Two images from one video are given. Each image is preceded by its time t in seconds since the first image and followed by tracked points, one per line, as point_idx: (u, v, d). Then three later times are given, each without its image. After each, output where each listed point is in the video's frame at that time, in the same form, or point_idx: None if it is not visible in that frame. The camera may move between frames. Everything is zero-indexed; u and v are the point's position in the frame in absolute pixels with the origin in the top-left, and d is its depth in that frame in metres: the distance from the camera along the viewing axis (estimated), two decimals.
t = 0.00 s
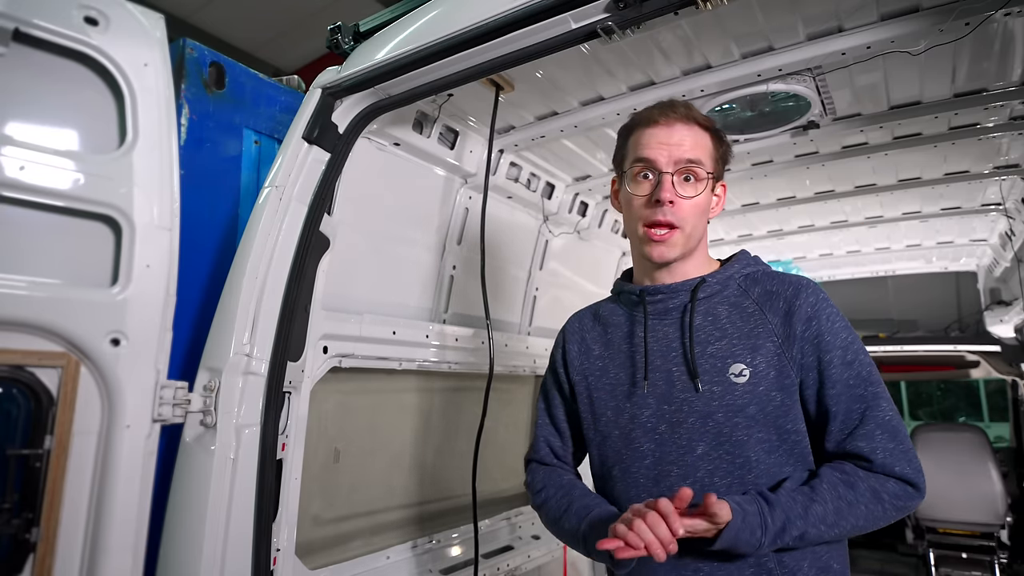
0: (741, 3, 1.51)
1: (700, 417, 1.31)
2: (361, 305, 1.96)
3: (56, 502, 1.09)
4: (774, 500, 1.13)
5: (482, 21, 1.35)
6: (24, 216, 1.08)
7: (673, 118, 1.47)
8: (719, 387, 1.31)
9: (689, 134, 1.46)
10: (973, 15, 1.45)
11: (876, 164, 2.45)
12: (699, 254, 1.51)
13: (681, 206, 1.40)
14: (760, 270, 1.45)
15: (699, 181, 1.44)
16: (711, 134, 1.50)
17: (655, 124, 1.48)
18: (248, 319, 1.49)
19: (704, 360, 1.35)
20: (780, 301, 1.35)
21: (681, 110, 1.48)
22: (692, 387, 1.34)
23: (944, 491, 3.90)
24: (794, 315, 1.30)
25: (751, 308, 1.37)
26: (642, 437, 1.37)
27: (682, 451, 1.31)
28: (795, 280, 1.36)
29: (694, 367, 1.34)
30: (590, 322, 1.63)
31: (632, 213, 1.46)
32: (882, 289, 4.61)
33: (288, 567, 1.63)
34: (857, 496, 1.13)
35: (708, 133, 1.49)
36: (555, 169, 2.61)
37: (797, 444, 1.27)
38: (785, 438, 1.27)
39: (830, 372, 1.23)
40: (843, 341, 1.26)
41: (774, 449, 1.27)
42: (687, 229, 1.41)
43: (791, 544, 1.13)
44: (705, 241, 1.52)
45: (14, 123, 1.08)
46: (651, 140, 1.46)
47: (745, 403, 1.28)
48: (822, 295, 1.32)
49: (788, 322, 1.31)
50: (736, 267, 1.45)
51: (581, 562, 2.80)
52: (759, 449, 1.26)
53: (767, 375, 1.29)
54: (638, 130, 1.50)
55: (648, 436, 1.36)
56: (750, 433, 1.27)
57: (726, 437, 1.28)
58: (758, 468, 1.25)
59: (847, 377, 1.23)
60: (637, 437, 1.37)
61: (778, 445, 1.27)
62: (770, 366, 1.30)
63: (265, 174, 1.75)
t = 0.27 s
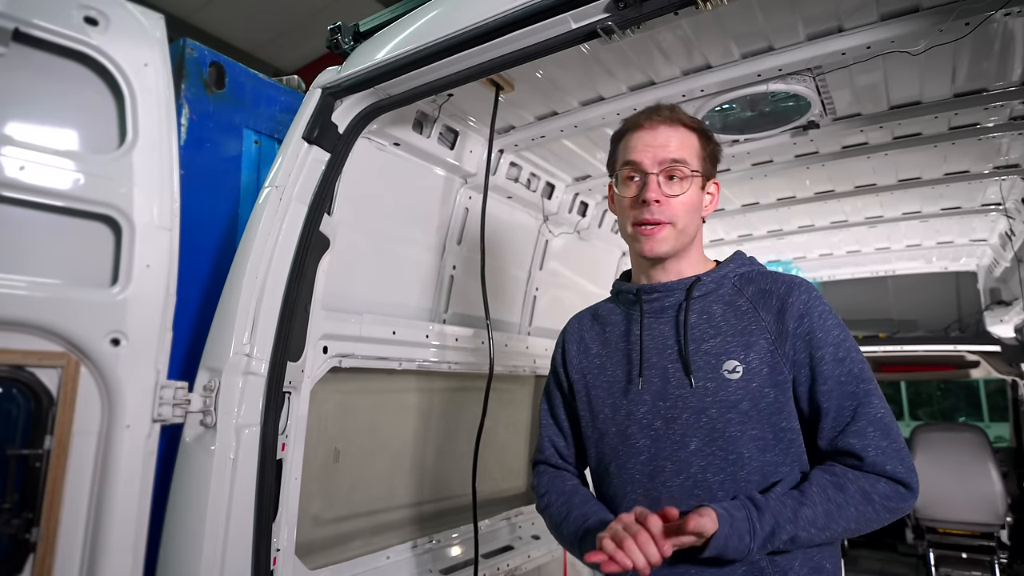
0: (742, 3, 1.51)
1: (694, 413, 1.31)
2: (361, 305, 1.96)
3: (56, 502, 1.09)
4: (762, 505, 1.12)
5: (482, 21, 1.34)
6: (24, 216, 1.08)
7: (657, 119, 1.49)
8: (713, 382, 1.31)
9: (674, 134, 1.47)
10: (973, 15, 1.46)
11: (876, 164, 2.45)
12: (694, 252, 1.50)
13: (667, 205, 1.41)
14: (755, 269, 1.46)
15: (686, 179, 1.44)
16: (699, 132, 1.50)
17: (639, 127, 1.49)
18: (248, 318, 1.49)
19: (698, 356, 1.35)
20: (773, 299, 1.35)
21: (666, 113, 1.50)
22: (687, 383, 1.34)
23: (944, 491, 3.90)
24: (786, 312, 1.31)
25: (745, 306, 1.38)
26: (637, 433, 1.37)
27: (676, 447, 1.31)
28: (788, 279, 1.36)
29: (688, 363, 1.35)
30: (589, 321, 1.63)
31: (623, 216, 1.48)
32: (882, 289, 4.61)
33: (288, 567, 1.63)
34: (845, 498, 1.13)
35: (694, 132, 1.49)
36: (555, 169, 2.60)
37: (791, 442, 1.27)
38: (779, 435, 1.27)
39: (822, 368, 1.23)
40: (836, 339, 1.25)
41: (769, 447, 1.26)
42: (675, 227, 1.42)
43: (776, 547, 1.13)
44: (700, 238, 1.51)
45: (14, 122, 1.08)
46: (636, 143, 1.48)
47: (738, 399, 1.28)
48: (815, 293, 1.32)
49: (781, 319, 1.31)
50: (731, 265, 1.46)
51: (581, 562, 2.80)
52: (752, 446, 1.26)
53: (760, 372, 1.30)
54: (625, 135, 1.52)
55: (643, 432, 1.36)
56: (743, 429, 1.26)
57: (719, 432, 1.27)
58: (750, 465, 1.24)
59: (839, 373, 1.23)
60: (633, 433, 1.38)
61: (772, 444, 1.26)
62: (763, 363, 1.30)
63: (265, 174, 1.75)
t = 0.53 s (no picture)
0: (742, 3, 1.51)
1: (688, 408, 1.32)
2: (361, 305, 1.96)
3: (56, 502, 1.09)
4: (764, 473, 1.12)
5: (482, 21, 1.34)
6: (24, 216, 1.09)
7: (620, 132, 1.57)
8: (708, 377, 1.32)
9: (632, 140, 1.53)
10: (973, 15, 1.46)
11: (876, 164, 2.45)
12: (680, 249, 1.52)
13: (632, 207, 1.45)
14: (752, 269, 1.46)
15: (648, 178, 1.47)
16: (662, 134, 1.54)
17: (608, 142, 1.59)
18: (248, 318, 1.49)
19: (694, 352, 1.36)
20: (769, 297, 1.36)
21: (630, 122, 1.58)
22: (683, 378, 1.35)
23: (944, 491, 3.90)
24: (782, 310, 1.31)
25: (741, 303, 1.39)
26: (633, 428, 1.38)
27: (670, 442, 1.32)
28: (785, 279, 1.36)
29: (684, 359, 1.36)
30: (590, 321, 1.65)
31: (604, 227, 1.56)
32: (882, 289, 4.62)
33: (288, 567, 1.63)
34: (834, 482, 1.12)
35: (653, 133, 1.54)
36: (555, 169, 2.61)
37: (779, 440, 1.26)
38: (771, 432, 1.26)
39: (815, 366, 1.22)
40: (830, 338, 1.25)
41: (761, 444, 1.25)
42: (646, 226, 1.45)
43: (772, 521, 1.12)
44: (686, 234, 1.53)
45: (14, 122, 1.08)
46: (602, 158, 1.57)
47: (732, 394, 1.29)
48: (811, 292, 1.32)
49: (776, 316, 1.32)
50: (728, 264, 1.47)
51: (582, 562, 2.80)
52: (744, 440, 1.25)
53: (753, 367, 1.30)
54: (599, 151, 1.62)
55: (640, 427, 1.38)
56: (736, 423, 1.26)
57: (710, 429, 1.28)
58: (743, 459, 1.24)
59: (832, 372, 1.22)
60: (630, 429, 1.39)
61: (764, 440, 1.25)
62: (757, 359, 1.30)
63: (265, 175, 1.75)
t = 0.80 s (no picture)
0: (742, 3, 1.51)
1: (685, 399, 1.32)
2: (361, 305, 1.96)
3: (56, 502, 1.09)
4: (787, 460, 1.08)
5: (482, 21, 1.34)
6: (25, 216, 1.09)
7: (611, 133, 1.60)
8: (703, 369, 1.32)
9: (623, 140, 1.55)
10: (973, 15, 1.46)
11: (876, 164, 2.45)
12: (670, 247, 1.52)
13: (622, 203, 1.46)
14: (745, 262, 1.46)
15: (637, 175, 1.48)
16: (653, 133, 1.55)
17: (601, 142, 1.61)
18: (248, 318, 1.49)
19: (689, 344, 1.37)
20: (764, 286, 1.36)
21: (625, 123, 1.60)
22: (679, 369, 1.35)
23: (944, 491, 3.90)
24: (777, 298, 1.31)
25: (735, 294, 1.39)
26: (630, 422, 1.38)
27: (667, 434, 1.32)
28: (778, 268, 1.37)
29: (680, 351, 1.36)
30: (586, 318, 1.66)
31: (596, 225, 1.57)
32: (882, 289, 4.63)
33: (288, 567, 1.63)
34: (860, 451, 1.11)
35: (646, 132, 1.55)
36: (555, 169, 2.61)
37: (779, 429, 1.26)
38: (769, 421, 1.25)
39: (815, 353, 1.23)
40: (827, 326, 1.25)
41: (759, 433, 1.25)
42: (635, 222, 1.45)
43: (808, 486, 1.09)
44: (678, 233, 1.53)
45: (14, 123, 1.08)
46: (595, 158, 1.59)
47: (728, 385, 1.29)
48: (806, 282, 1.32)
49: (771, 305, 1.32)
50: (721, 258, 1.48)
51: (581, 562, 2.80)
52: (743, 430, 1.25)
53: (749, 356, 1.30)
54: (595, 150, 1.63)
55: (635, 420, 1.38)
56: (733, 414, 1.27)
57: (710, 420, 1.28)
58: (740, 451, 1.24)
59: (832, 358, 1.22)
60: (626, 423, 1.39)
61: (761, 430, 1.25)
62: (752, 348, 1.31)
63: (265, 174, 1.75)
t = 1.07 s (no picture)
0: (742, 3, 1.51)
1: (679, 398, 1.32)
2: (361, 305, 1.96)
3: (56, 502, 1.09)
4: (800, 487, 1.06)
5: (482, 21, 1.34)
6: (25, 216, 1.09)
7: (611, 132, 1.59)
8: (698, 367, 1.32)
9: (623, 139, 1.55)
10: (973, 15, 1.46)
11: (875, 164, 2.45)
12: (670, 245, 1.52)
13: (623, 201, 1.46)
14: (741, 262, 1.46)
15: (638, 174, 1.48)
16: (655, 133, 1.55)
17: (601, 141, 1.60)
18: (248, 318, 1.49)
19: (684, 342, 1.37)
20: (760, 286, 1.35)
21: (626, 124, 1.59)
22: (673, 368, 1.36)
23: (944, 491, 3.90)
24: (773, 299, 1.31)
25: (730, 293, 1.38)
26: (624, 420, 1.39)
27: (661, 432, 1.32)
28: (774, 268, 1.36)
29: (674, 349, 1.36)
30: (582, 317, 1.66)
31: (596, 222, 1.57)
32: (882, 289, 4.63)
33: (288, 567, 1.63)
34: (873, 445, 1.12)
35: (646, 132, 1.55)
36: (555, 169, 2.61)
37: (769, 427, 1.26)
38: (760, 420, 1.26)
39: (813, 353, 1.23)
40: (823, 326, 1.26)
41: (753, 432, 1.25)
42: (635, 220, 1.45)
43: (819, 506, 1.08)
44: (677, 232, 1.52)
45: (14, 122, 1.08)
46: (596, 155, 1.59)
47: (721, 383, 1.29)
48: (802, 282, 1.32)
49: (767, 305, 1.32)
50: (716, 258, 1.48)
51: (582, 562, 2.80)
52: (734, 430, 1.25)
53: (743, 355, 1.30)
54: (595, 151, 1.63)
55: (630, 419, 1.38)
56: (727, 412, 1.27)
57: (704, 419, 1.28)
58: (733, 449, 1.24)
59: (830, 357, 1.23)
60: (620, 421, 1.39)
61: (754, 428, 1.25)
62: (746, 347, 1.31)
63: (265, 175, 1.75)
